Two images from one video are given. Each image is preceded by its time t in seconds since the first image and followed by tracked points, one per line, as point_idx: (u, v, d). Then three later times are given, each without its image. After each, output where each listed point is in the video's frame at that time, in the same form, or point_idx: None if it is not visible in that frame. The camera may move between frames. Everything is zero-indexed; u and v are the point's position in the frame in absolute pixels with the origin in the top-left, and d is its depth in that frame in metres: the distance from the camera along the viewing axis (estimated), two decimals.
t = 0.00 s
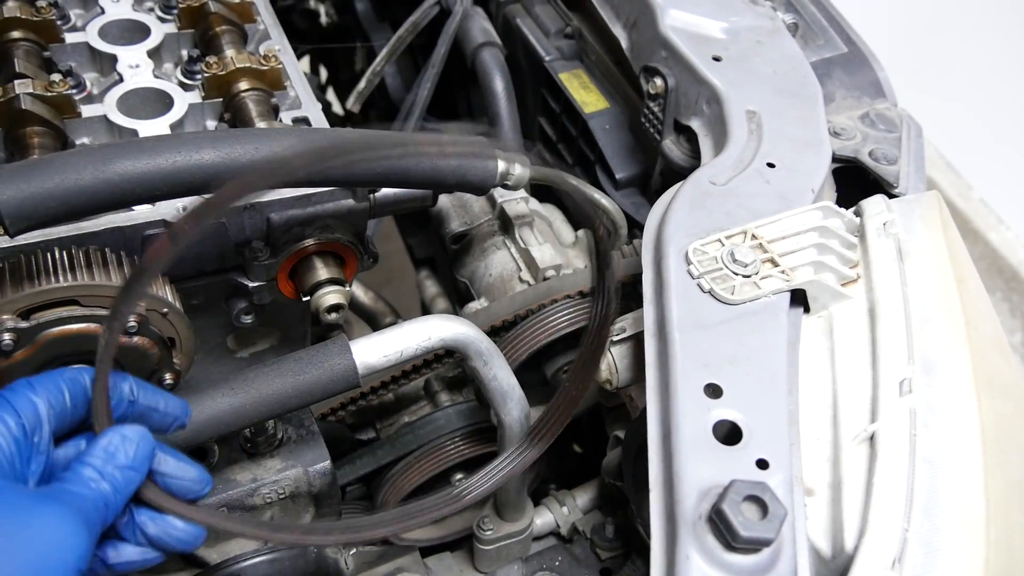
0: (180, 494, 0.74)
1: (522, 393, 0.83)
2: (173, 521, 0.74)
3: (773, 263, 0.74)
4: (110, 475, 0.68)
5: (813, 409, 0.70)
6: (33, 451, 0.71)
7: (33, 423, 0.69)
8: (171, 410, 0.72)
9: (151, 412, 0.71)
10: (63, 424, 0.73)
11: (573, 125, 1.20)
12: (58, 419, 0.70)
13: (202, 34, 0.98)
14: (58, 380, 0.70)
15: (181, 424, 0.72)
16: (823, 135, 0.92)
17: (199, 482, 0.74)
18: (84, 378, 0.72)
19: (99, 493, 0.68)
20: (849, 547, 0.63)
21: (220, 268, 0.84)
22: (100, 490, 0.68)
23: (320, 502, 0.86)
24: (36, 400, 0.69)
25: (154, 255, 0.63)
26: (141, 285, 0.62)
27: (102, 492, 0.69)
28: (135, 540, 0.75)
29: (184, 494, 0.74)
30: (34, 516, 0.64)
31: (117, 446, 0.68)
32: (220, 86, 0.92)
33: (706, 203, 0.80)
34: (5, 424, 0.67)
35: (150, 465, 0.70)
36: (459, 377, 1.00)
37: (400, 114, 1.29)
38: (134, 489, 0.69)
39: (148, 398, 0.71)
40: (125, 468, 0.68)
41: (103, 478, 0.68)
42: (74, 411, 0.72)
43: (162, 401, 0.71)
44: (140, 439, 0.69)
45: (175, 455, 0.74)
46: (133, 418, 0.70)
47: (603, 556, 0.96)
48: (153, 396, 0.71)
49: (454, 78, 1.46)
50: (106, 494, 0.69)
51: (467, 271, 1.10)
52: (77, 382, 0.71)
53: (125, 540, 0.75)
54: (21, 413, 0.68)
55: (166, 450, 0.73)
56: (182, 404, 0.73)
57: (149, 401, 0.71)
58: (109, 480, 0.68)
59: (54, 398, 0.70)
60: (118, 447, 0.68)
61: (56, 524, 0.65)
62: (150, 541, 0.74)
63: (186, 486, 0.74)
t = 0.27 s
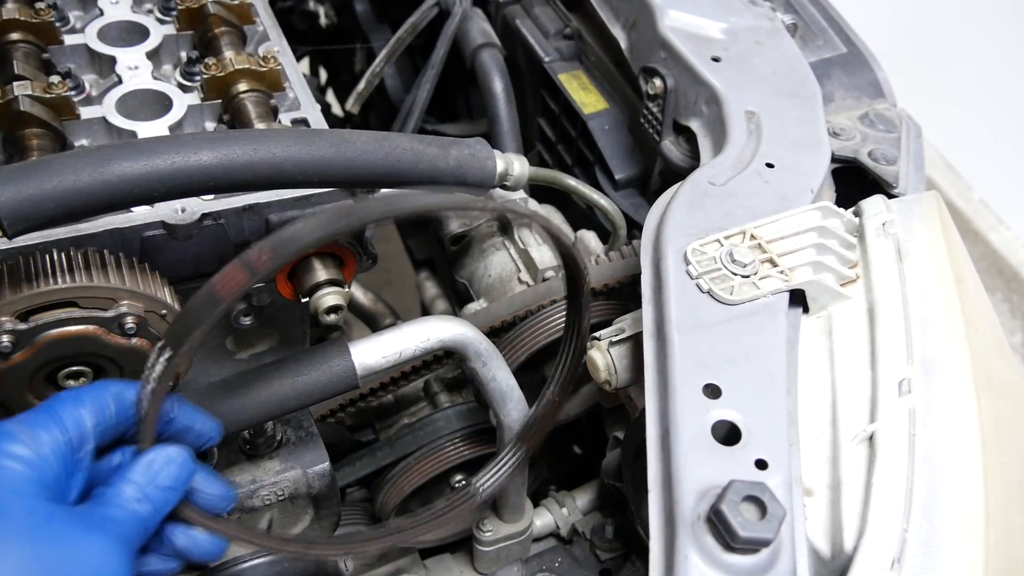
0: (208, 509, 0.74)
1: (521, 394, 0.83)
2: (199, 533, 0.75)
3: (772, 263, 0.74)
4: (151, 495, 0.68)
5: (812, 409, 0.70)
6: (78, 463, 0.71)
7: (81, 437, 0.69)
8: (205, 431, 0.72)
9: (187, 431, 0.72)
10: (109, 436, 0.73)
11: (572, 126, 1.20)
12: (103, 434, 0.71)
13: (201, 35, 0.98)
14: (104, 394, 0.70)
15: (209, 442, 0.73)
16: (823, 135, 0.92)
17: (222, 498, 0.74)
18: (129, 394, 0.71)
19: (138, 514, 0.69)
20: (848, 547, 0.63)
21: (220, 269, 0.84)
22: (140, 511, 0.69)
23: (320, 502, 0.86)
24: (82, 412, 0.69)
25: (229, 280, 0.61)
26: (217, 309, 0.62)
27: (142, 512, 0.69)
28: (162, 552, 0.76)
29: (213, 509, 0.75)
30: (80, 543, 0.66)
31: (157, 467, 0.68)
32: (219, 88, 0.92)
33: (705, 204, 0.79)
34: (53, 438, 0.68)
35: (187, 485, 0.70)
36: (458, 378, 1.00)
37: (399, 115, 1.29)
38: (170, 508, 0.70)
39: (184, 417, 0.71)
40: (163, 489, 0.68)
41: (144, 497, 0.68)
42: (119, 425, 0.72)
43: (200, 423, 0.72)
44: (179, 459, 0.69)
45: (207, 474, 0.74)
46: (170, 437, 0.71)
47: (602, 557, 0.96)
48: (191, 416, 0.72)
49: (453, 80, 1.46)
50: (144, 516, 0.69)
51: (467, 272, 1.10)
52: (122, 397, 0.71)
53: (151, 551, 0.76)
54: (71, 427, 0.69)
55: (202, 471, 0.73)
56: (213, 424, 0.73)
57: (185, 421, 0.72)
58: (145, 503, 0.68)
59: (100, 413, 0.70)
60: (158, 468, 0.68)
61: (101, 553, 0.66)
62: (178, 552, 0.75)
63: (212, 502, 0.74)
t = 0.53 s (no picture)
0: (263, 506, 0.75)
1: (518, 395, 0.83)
2: (257, 531, 0.75)
3: (769, 261, 0.74)
4: (218, 493, 0.68)
5: (810, 407, 0.70)
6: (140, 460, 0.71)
7: (144, 432, 0.70)
8: (264, 431, 0.75)
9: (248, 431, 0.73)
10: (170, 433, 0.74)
11: (569, 125, 1.20)
12: (167, 429, 0.71)
13: (197, 37, 0.98)
14: (166, 389, 0.71)
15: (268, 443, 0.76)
16: (819, 133, 0.91)
17: (278, 496, 0.76)
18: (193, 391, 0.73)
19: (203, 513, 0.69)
20: (847, 546, 0.62)
21: (216, 271, 0.84)
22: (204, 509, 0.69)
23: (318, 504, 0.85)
24: (146, 408, 0.70)
25: (302, 272, 0.55)
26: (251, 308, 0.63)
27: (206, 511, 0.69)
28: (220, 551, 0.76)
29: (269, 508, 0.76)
30: (143, 544, 0.66)
31: (224, 466, 0.69)
32: (215, 90, 0.92)
33: (702, 202, 0.79)
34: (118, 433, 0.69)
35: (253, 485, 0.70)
36: (456, 378, 1.00)
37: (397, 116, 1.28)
38: (235, 507, 0.70)
39: (246, 418, 0.73)
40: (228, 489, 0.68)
41: (212, 496, 0.68)
42: (180, 422, 0.73)
43: (260, 425, 0.74)
44: (248, 458, 0.69)
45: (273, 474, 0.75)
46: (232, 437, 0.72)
47: (602, 557, 0.96)
48: (252, 417, 0.73)
49: (450, 80, 1.46)
50: (210, 515, 0.69)
51: (465, 272, 1.10)
52: (186, 394, 0.72)
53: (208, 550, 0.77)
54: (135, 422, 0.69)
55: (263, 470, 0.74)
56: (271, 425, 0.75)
57: (245, 422, 0.73)
58: (209, 503, 0.69)
59: (165, 409, 0.71)
60: (227, 467, 0.69)
61: (160, 557, 0.66)
62: (235, 550, 0.76)
63: (269, 500, 0.75)
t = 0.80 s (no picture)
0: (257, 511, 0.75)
1: (519, 394, 0.83)
2: (254, 539, 0.75)
3: (769, 261, 0.74)
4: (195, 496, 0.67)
5: (810, 406, 0.70)
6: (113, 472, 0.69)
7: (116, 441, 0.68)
8: (243, 441, 0.74)
9: (225, 441, 0.73)
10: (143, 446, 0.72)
11: (569, 125, 1.20)
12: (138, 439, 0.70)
13: (198, 38, 0.98)
14: (137, 398, 0.71)
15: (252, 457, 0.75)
16: (819, 132, 0.92)
17: (277, 497, 0.76)
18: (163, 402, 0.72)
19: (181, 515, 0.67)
20: (847, 544, 0.62)
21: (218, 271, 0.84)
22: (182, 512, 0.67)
23: (319, 504, 0.85)
24: (116, 417, 0.69)
25: (240, 267, 0.61)
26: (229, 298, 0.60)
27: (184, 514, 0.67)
28: (213, 563, 0.75)
29: (265, 511, 0.76)
30: (121, 536, 0.63)
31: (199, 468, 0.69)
32: (216, 90, 0.92)
33: (703, 202, 0.79)
34: (90, 440, 0.67)
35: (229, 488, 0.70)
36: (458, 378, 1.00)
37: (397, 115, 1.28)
38: (213, 511, 0.69)
39: (222, 428, 0.72)
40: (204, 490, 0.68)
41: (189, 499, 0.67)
42: (153, 434, 0.72)
43: (237, 435, 0.73)
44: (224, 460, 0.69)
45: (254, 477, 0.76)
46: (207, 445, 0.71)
47: (602, 556, 0.96)
48: (227, 427, 0.73)
49: (451, 79, 1.46)
50: (188, 517, 0.67)
51: (465, 272, 1.10)
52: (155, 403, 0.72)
53: (200, 563, 0.75)
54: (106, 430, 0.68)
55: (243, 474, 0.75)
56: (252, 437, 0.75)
57: (222, 431, 0.72)
58: (189, 502, 0.67)
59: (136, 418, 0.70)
60: (200, 468, 0.69)
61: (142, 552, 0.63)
62: (232, 561, 0.75)
63: (268, 503, 0.76)
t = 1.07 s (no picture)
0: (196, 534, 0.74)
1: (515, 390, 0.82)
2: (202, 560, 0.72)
3: (770, 260, 0.74)
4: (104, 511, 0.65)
5: (811, 406, 0.70)
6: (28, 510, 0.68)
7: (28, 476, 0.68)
8: (160, 465, 0.72)
9: (142, 464, 0.70)
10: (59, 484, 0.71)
11: (570, 126, 1.20)
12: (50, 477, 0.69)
13: (198, 41, 0.98)
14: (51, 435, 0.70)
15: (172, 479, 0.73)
16: (820, 132, 0.92)
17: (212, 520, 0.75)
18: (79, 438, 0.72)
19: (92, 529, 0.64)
20: (849, 544, 0.63)
21: (219, 274, 0.84)
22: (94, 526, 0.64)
23: (322, 506, 0.86)
24: (29, 453, 0.68)
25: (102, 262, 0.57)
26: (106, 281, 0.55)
27: (95, 528, 0.64)
28: None
29: (205, 532, 0.75)
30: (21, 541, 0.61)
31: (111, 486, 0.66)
32: (217, 93, 0.92)
33: (703, 202, 0.79)
34: None
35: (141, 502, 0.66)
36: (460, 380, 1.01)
37: (398, 117, 1.28)
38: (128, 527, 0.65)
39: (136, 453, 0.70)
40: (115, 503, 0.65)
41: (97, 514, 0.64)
42: (66, 474, 0.71)
43: (151, 457, 0.71)
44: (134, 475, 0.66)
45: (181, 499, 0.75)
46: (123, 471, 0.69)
47: (605, 557, 0.96)
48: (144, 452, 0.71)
49: (452, 81, 1.46)
50: (102, 529, 0.64)
51: (467, 274, 1.10)
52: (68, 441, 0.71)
53: None
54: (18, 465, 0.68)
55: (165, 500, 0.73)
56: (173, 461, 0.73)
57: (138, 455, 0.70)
58: (102, 515, 0.64)
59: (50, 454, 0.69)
60: (110, 486, 0.66)
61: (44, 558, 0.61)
62: None
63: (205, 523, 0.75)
